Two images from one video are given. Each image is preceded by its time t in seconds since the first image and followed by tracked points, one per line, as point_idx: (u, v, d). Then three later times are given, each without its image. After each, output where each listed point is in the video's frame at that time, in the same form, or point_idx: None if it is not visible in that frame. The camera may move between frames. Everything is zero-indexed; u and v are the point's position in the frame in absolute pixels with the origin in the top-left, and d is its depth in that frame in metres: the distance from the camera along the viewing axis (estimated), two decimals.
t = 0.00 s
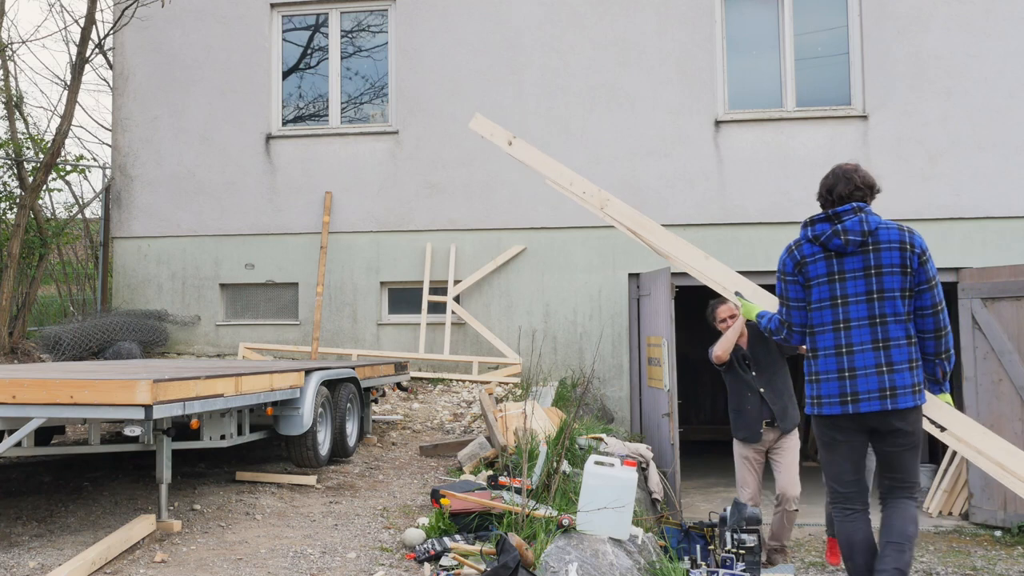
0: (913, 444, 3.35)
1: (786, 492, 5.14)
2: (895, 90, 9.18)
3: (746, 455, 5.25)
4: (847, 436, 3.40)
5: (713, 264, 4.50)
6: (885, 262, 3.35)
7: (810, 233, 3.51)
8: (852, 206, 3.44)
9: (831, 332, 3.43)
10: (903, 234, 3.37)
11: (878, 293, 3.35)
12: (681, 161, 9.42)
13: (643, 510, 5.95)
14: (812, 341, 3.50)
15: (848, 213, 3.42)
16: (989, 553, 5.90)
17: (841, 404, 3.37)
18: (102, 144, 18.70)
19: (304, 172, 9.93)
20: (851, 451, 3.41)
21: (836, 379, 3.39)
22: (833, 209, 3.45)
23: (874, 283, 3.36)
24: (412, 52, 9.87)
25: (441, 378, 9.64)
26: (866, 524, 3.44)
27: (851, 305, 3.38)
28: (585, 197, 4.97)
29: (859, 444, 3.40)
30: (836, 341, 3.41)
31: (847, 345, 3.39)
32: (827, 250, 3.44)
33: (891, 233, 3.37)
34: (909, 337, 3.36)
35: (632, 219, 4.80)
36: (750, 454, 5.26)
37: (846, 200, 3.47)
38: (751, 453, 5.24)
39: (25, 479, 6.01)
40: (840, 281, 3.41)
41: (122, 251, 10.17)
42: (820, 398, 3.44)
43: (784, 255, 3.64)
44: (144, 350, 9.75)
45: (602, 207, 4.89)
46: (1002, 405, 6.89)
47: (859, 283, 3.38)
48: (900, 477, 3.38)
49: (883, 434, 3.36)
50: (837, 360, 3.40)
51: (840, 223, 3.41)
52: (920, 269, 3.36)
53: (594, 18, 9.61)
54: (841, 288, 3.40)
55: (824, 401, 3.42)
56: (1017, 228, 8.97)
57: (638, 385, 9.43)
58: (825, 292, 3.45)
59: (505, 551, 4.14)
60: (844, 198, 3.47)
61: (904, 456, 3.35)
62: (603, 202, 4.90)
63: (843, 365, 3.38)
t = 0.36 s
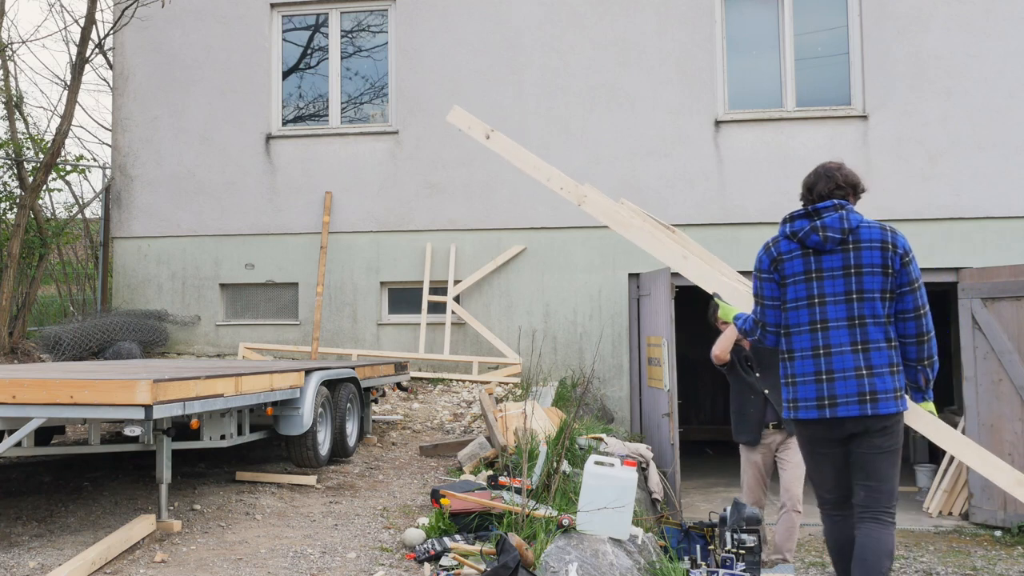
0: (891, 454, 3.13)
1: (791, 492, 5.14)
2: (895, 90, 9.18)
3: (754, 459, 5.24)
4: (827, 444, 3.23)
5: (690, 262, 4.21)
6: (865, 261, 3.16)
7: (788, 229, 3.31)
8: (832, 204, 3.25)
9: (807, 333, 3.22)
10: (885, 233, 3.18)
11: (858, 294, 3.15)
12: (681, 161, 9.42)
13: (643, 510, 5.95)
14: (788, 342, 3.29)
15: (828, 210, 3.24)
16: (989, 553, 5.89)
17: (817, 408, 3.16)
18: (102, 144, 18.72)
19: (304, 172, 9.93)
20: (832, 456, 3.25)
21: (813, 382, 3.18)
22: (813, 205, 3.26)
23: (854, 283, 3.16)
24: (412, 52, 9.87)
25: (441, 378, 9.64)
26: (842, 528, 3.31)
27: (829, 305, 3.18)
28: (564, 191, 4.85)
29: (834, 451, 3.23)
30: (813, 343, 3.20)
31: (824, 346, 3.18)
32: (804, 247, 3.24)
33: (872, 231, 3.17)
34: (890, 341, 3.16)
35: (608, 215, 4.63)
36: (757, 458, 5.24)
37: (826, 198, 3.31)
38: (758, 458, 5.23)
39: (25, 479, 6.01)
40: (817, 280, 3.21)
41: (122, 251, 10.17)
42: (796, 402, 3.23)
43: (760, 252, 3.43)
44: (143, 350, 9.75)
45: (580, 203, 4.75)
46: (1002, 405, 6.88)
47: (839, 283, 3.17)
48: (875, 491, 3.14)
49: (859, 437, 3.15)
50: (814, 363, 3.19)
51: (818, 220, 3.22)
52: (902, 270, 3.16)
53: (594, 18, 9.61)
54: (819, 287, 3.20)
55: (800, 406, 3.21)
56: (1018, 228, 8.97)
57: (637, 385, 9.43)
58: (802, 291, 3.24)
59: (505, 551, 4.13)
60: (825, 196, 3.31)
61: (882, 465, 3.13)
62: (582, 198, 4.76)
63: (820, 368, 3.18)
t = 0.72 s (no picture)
0: (874, 458, 2.97)
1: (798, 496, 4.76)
2: (895, 90, 9.18)
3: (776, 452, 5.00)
4: (791, 451, 3.04)
5: (668, 256, 4.05)
6: (838, 258, 2.97)
7: (758, 225, 3.12)
8: (804, 198, 3.06)
9: (778, 333, 3.04)
10: (859, 227, 2.98)
11: (831, 292, 2.96)
12: (681, 161, 9.42)
13: (643, 510, 5.94)
14: (759, 344, 3.11)
15: (799, 204, 3.05)
16: (989, 553, 5.89)
17: (790, 412, 2.98)
18: (104, 144, 18.77)
19: (304, 172, 9.93)
20: (792, 465, 3.06)
21: (785, 385, 3.00)
22: (783, 200, 3.07)
23: (827, 282, 2.97)
24: (412, 52, 9.87)
25: (441, 378, 9.64)
26: (791, 542, 3.12)
27: (801, 305, 2.99)
28: (542, 186, 4.80)
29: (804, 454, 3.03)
30: (785, 344, 3.02)
31: (796, 347, 3.00)
32: (774, 244, 3.05)
33: (845, 226, 2.97)
34: (867, 340, 2.97)
35: (581, 207, 4.56)
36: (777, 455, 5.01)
37: (800, 190, 3.15)
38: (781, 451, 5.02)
39: (25, 479, 6.01)
40: (788, 278, 3.02)
41: (122, 251, 10.17)
42: (769, 405, 3.05)
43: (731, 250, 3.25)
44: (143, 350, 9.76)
45: (557, 198, 4.70)
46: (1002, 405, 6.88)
47: (810, 281, 2.98)
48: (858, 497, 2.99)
49: (834, 442, 2.98)
50: (786, 365, 3.01)
51: (789, 216, 3.03)
52: (877, 265, 2.96)
53: (594, 18, 9.61)
54: (790, 286, 3.01)
55: (773, 409, 3.03)
56: (1018, 228, 8.97)
57: (638, 385, 9.44)
58: (772, 290, 3.06)
59: (505, 551, 4.14)
60: (799, 189, 3.15)
61: (864, 470, 2.97)
62: (558, 192, 4.71)
63: (793, 370, 2.99)
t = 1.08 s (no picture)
0: (839, 466, 2.83)
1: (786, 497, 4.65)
2: (895, 90, 9.18)
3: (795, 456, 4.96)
4: (749, 459, 2.90)
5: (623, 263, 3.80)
6: (786, 259, 2.84)
7: (704, 228, 3.01)
8: (749, 197, 2.93)
9: (728, 341, 2.94)
10: (807, 225, 2.84)
11: (780, 295, 2.84)
12: (680, 161, 9.42)
13: (643, 510, 5.92)
14: (709, 352, 3.01)
15: (744, 205, 2.92)
16: (989, 553, 5.89)
17: (743, 421, 2.88)
18: (104, 144, 18.80)
19: (304, 171, 9.93)
20: (752, 476, 2.92)
21: (736, 394, 2.90)
22: (727, 201, 2.95)
23: (775, 284, 2.85)
24: (412, 52, 9.87)
25: (441, 378, 9.64)
26: (763, 558, 2.93)
27: (749, 309, 2.88)
28: (495, 194, 4.50)
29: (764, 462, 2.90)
30: (735, 351, 2.91)
31: (746, 354, 2.89)
32: (720, 248, 2.94)
33: (792, 225, 2.85)
34: (820, 343, 2.85)
35: (535, 214, 4.27)
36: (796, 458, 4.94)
37: (750, 191, 2.98)
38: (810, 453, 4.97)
39: (25, 479, 6.01)
40: (734, 282, 2.91)
41: (122, 251, 10.18)
42: (722, 416, 2.95)
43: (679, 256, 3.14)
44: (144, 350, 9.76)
45: (511, 207, 4.41)
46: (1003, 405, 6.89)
47: (758, 284, 2.87)
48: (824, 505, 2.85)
49: (793, 451, 2.85)
50: (736, 373, 2.91)
51: (733, 217, 2.91)
52: (828, 264, 2.83)
53: (594, 18, 9.61)
54: (737, 291, 2.90)
55: (726, 419, 2.93)
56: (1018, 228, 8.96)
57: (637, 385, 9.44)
58: (720, 295, 2.95)
59: (505, 551, 4.14)
60: (748, 191, 2.96)
61: (827, 478, 2.83)
62: (511, 200, 4.41)
63: (743, 379, 2.89)
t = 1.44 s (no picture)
0: (801, 466, 2.77)
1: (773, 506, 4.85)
2: (895, 90, 9.18)
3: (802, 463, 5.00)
4: (718, 461, 2.86)
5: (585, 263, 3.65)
6: (744, 251, 2.78)
7: (661, 223, 2.95)
8: (706, 188, 2.87)
9: (688, 338, 2.88)
10: (765, 214, 2.77)
11: (739, 289, 2.78)
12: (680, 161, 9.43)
13: (643, 510, 5.89)
14: (670, 351, 2.95)
15: (699, 197, 2.85)
16: (990, 553, 5.89)
17: (706, 421, 2.81)
18: (103, 143, 18.81)
19: (304, 171, 9.93)
20: (723, 478, 2.87)
21: (698, 394, 2.84)
22: (683, 193, 2.88)
23: (733, 277, 2.78)
24: (412, 52, 9.87)
25: (441, 378, 9.64)
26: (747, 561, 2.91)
27: (709, 305, 2.82)
28: (455, 200, 4.30)
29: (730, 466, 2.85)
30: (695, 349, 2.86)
31: (707, 352, 2.83)
32: (677, 243, 2.88)
33: (749, 215, 2.78)
34: (783, 336, 2.77)
35: (496, 219, 4.09)
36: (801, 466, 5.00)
37: (704, 182, 2.91)
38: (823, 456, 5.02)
39: (25, 479, 6.01)
40: (692, 278, 2.85)
41: (122, 251, 10.18)
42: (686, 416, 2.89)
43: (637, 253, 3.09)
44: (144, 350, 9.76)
45: (471, 212, 4.21)
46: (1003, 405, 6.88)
47: (718, 278, 2.81)
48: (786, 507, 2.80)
49: (756, 449, 2.79)
50: (698, 371, 2.85)
51: (689, 210, 2.84)
52: (788, 255, 2.75)
53: (594, 18, 9.61)
54: (696, 286, 2.85)
55: (690, 420, 2.87)
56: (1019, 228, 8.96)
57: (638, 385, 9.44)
58: (679, 292, 2.89)
59: (505, 551, 4.14)
60: (702, 181, 2.91)
61: (788, 481, 2.78)
62: (472, 204, 4.22)
63: (705, 377, 2.83)
